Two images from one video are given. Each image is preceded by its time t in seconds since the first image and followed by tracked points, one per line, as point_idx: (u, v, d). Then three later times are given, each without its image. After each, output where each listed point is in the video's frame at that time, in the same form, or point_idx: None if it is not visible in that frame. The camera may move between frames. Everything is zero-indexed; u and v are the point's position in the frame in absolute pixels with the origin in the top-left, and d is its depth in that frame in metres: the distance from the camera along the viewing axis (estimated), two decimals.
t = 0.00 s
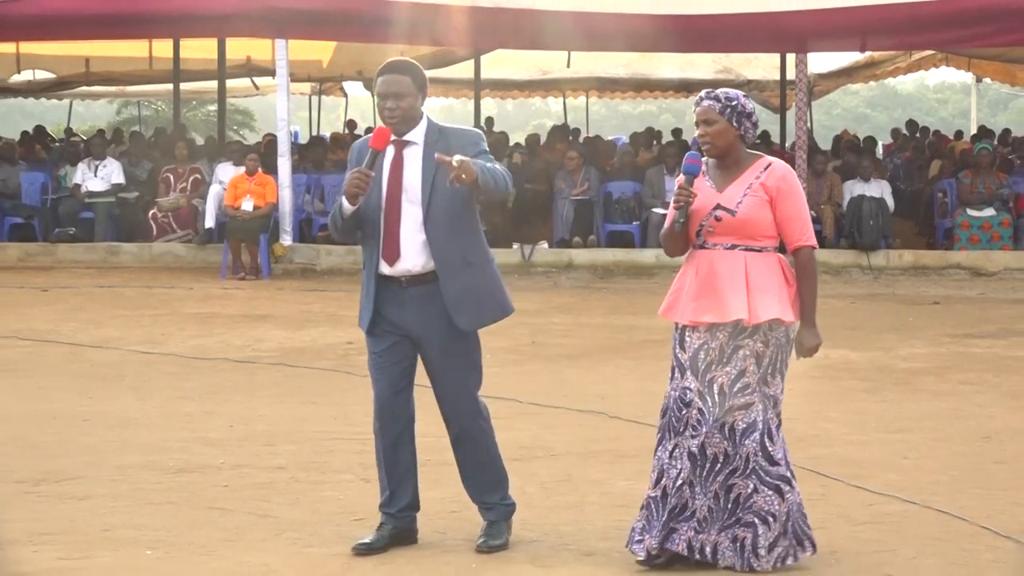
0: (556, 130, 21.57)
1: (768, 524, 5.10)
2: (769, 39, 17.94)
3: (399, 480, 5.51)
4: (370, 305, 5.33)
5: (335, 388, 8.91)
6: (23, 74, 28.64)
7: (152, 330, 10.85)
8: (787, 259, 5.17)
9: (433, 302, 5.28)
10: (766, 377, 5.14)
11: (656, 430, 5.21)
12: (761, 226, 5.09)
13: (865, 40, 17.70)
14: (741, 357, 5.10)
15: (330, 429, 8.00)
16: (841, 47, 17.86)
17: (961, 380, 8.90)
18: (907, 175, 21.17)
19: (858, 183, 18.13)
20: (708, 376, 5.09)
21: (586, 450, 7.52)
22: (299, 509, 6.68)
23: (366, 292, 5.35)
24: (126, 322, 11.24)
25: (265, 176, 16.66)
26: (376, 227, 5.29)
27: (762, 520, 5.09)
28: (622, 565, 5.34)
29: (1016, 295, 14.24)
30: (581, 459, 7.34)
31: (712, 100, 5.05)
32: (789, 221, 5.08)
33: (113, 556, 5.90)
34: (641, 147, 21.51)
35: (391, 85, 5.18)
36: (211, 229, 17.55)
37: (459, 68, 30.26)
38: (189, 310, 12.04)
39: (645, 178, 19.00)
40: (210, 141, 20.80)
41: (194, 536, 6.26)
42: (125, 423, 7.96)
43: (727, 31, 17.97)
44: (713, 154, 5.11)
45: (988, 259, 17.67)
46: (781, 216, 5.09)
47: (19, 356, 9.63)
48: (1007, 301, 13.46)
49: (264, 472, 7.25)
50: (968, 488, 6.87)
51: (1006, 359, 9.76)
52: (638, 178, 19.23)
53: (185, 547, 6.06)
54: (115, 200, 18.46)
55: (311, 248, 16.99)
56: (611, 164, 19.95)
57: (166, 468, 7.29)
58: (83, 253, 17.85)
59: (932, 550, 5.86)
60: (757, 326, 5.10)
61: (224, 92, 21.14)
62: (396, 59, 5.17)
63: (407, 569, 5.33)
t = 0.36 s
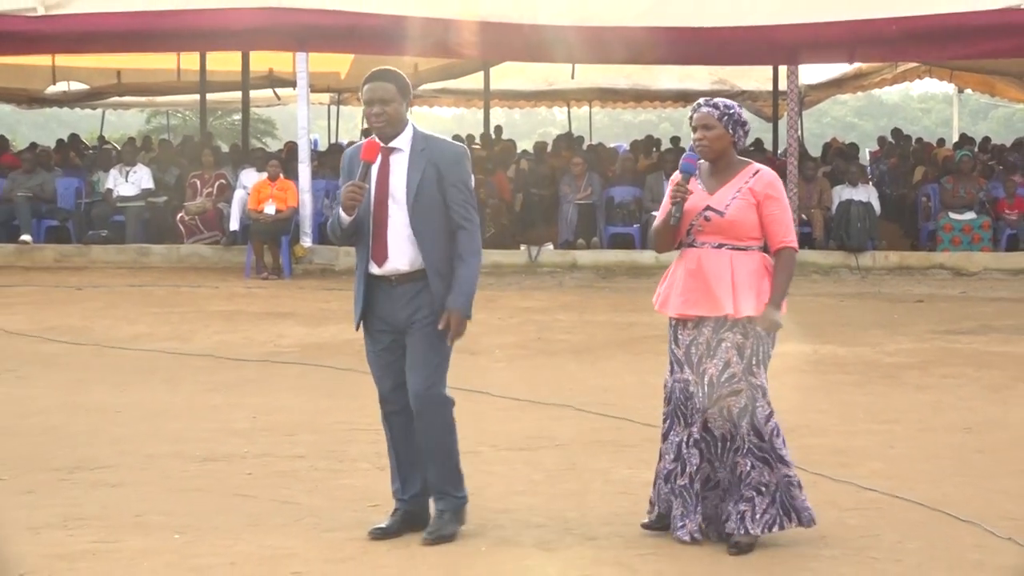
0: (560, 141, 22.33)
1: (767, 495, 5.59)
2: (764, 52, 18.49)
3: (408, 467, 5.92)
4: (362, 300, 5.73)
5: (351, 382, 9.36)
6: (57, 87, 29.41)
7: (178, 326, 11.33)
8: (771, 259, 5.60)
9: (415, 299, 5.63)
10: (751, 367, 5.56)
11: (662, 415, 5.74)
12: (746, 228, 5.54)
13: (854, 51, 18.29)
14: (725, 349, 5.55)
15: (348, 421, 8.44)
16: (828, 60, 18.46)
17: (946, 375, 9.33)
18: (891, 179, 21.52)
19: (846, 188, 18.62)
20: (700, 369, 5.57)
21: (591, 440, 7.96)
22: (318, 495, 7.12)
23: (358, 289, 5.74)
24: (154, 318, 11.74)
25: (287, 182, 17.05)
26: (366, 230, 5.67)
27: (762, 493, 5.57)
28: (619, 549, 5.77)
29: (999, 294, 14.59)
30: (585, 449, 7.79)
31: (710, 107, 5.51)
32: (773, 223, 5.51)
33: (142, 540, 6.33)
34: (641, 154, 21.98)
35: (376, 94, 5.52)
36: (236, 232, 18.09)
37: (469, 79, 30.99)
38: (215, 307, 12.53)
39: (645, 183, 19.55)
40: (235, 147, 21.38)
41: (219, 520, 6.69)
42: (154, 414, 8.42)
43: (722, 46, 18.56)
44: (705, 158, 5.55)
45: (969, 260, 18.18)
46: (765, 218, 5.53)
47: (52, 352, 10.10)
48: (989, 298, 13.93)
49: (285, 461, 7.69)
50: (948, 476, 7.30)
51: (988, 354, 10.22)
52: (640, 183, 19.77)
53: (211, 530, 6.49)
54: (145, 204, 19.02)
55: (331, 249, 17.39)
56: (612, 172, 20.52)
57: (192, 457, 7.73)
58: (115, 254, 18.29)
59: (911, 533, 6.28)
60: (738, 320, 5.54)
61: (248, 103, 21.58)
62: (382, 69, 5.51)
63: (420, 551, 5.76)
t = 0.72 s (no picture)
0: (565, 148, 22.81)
1: (742, 477, 6.10)
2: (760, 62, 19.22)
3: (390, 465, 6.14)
4: (361, 302, 5.97)
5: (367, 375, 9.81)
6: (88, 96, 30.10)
7: (204, 322, 11.83)
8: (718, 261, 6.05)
9: (412, 304, 5.92)
10: (703, 361, 6.03)
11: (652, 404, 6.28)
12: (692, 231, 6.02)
13: (843, 63, 19.26)
14: (681, 343, 6.05)
15: (364, 413, 8.89)
16: (818, 70, 19.33)
17: (931, 370, 9.78)
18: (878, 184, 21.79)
19: (836, 193, 19.27)
20: (665, 360, 6.12)
21: (596, 431, 8.43)
22: (336, 483, 7.56)
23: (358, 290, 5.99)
24: (181, 315, 12.23)
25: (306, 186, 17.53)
26: (369, 234, 5.94)
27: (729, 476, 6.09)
28: (621, 535, 6.19)
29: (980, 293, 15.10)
30: (588, 440, 8.24)
31: (676, 119, 5.96)
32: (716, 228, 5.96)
33: (171, 524, 6.75)
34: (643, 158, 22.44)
35: (385, 106, 5.83)
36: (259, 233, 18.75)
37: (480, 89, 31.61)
38: (239, 305, 13.02)
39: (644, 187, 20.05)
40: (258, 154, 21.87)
41: (243, 506, 7.12)
42: (181, 406, 8.89)
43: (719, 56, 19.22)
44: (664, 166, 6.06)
45: (953, 261, 18.70)
46: (709, 221, 6.00)
47: (83, 347, 10.57)
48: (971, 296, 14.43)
49: (305, 451, 8.14)
50: (931, 465, 7.74)
51: (970, 349, 10.67)
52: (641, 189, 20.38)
53: (236, 515, 6.92)
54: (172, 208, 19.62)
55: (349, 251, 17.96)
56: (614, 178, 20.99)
57: (218, 447, 8.18)
58: (144, 254, 18.91)
59: (895, 519, 6.72)
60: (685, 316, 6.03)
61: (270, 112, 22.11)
62: (389, 82, 5.82)
63: (433, 536, 6.19)
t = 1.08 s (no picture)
0: (576, 149, 23.21)
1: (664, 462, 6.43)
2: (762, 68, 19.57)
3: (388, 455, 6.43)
4: (370, 298, 6.24)
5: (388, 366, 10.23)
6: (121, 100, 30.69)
7: (232, 316, 12.27)
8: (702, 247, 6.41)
9: (419, 299, 6.20)
10: (660, 346, 6.37)
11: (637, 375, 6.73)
12: (677, 223, 6.37)
13: (843, 68, 19.57)
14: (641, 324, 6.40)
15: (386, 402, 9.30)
16: (820, 74, 19.62)
17: (928, 362, 10.18)
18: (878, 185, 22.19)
19: (836, 192, 19.62)
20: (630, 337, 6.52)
21: (607, 419, 8.84)
22: (360, 469, 7.96)
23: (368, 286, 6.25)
24: (210, 309, 12.68)
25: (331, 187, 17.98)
26: (381, 229, 6.22)
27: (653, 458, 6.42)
28: (634, 520, 6.58)
29: (979, 288, 15.49)
30: (599, 428, 8.63)
31: (658, 124, 6.27)
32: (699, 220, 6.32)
33: (203, 508, 7.12)
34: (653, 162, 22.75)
35: (401, 105, 6.12)
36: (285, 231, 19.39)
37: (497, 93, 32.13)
38: (264, 299, 13.44)
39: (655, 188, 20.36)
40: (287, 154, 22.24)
41: (272, 490, 7.51)
42: (211, 396, 9.30)
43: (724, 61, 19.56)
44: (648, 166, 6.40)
45: (948, 257, 19.14)
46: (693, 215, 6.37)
47: (115, 340, 10.98)
48: (969, 292, 14.81)
49: (330, 438, 8.55)
50: (927, 452, 8.13)
51: (966, 342, 11.06)
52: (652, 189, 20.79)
53: (265, 499, 7.30)
54: (204, 207, 20.25)
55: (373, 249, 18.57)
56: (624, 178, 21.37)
57: (246, 434, 8.58)
58: (175, 252, 19.58)
59: (892, 504, 7.12)
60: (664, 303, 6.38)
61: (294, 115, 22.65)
62: (406, 85, 6.10)
63: (452, 519, 6.58)
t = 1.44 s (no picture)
0: (589, 150, 23.22)
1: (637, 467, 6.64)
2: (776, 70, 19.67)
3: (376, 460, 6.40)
4: (367, 302, 6.17)
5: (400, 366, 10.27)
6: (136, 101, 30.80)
7: (246, 316, 12.31)
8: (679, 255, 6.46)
9: (419, 301, 6.14)
10: (641, 353, 6.52)
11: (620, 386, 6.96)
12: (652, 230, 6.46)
13: (855, 67, 19.61)
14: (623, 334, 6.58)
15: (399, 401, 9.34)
16: (833, 74, 19.67)
17: (939, 362, 10.19)
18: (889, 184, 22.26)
19: (847, 193, 19.63)
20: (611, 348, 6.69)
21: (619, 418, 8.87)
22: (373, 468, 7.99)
23: (366, 289, 6.18)
24: (224, 308, 12.73)
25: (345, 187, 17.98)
26: (378, 230, 6.13)
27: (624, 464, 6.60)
28: (646, 519, 6.60)
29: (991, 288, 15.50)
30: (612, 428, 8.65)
31: (638, 127, 6.41)
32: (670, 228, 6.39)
33: (216, 507, 7.14)
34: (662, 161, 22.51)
35: (396, 105, 6.04)
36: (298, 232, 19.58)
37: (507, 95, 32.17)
38: (279, 299, 13.48)
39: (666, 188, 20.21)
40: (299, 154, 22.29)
41: (285, 489, 7.54)
42: (225, 395, 9.34)
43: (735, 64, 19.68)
44: (628, 172, 6.50)
45: (960, 257, 19.19)
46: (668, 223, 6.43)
47: (130, 340, 11.03)
48: (982, 292, 14.81)
49: (343, 437, 8.58)
50: (939, 452, 8.13)
51: (977, 342, 11.06)
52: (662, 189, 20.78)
53: (278, 499, 7.32)
54: (218, 207, 20.34)
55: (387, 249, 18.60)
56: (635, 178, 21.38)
57: (260, 433, 8.61)
58: (189, 252, 19.79)
59: (903, 504, 7.13)
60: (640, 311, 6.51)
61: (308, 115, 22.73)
62: (397, 85, 6.02)
63: (463, 518, 6.61)
